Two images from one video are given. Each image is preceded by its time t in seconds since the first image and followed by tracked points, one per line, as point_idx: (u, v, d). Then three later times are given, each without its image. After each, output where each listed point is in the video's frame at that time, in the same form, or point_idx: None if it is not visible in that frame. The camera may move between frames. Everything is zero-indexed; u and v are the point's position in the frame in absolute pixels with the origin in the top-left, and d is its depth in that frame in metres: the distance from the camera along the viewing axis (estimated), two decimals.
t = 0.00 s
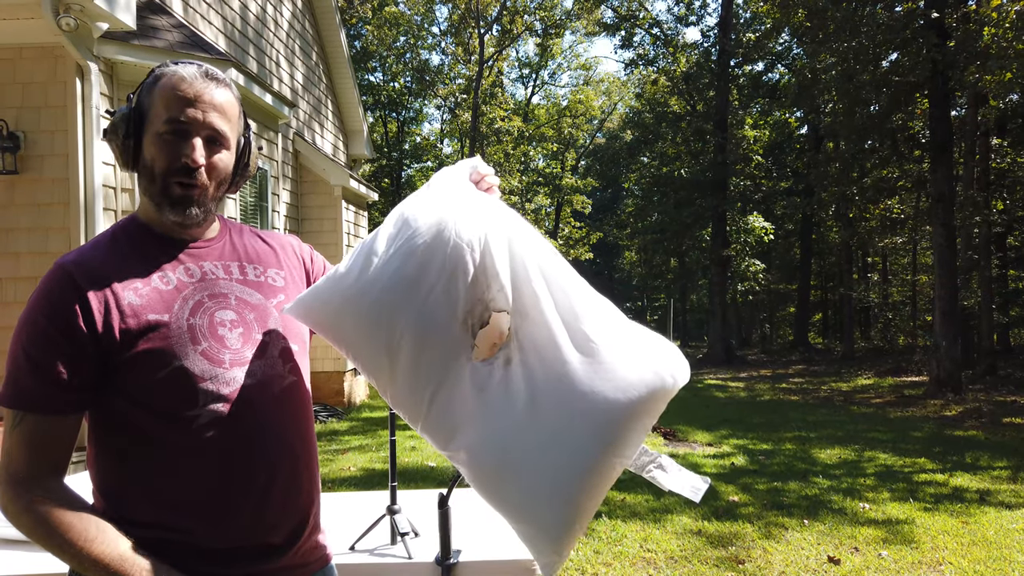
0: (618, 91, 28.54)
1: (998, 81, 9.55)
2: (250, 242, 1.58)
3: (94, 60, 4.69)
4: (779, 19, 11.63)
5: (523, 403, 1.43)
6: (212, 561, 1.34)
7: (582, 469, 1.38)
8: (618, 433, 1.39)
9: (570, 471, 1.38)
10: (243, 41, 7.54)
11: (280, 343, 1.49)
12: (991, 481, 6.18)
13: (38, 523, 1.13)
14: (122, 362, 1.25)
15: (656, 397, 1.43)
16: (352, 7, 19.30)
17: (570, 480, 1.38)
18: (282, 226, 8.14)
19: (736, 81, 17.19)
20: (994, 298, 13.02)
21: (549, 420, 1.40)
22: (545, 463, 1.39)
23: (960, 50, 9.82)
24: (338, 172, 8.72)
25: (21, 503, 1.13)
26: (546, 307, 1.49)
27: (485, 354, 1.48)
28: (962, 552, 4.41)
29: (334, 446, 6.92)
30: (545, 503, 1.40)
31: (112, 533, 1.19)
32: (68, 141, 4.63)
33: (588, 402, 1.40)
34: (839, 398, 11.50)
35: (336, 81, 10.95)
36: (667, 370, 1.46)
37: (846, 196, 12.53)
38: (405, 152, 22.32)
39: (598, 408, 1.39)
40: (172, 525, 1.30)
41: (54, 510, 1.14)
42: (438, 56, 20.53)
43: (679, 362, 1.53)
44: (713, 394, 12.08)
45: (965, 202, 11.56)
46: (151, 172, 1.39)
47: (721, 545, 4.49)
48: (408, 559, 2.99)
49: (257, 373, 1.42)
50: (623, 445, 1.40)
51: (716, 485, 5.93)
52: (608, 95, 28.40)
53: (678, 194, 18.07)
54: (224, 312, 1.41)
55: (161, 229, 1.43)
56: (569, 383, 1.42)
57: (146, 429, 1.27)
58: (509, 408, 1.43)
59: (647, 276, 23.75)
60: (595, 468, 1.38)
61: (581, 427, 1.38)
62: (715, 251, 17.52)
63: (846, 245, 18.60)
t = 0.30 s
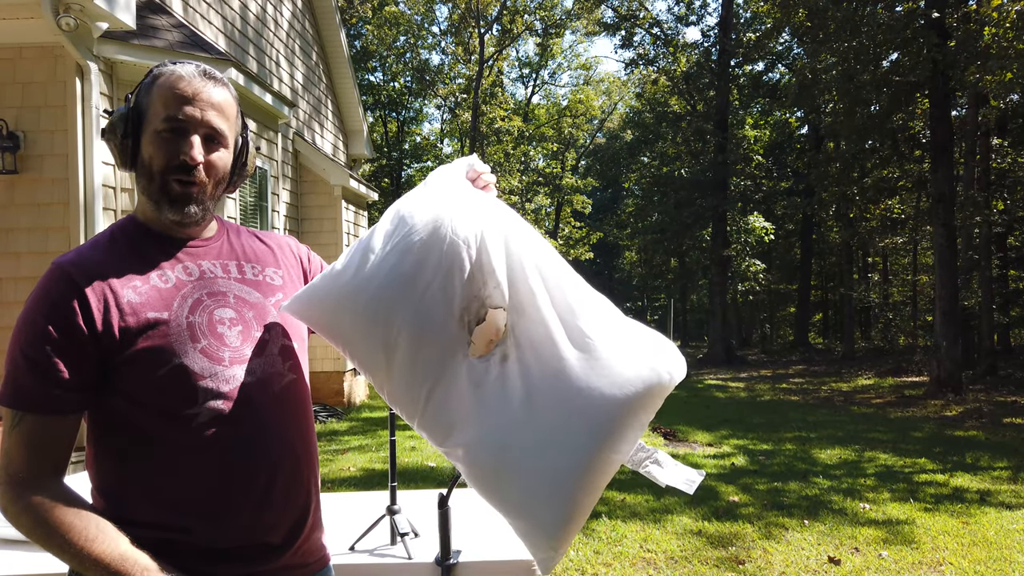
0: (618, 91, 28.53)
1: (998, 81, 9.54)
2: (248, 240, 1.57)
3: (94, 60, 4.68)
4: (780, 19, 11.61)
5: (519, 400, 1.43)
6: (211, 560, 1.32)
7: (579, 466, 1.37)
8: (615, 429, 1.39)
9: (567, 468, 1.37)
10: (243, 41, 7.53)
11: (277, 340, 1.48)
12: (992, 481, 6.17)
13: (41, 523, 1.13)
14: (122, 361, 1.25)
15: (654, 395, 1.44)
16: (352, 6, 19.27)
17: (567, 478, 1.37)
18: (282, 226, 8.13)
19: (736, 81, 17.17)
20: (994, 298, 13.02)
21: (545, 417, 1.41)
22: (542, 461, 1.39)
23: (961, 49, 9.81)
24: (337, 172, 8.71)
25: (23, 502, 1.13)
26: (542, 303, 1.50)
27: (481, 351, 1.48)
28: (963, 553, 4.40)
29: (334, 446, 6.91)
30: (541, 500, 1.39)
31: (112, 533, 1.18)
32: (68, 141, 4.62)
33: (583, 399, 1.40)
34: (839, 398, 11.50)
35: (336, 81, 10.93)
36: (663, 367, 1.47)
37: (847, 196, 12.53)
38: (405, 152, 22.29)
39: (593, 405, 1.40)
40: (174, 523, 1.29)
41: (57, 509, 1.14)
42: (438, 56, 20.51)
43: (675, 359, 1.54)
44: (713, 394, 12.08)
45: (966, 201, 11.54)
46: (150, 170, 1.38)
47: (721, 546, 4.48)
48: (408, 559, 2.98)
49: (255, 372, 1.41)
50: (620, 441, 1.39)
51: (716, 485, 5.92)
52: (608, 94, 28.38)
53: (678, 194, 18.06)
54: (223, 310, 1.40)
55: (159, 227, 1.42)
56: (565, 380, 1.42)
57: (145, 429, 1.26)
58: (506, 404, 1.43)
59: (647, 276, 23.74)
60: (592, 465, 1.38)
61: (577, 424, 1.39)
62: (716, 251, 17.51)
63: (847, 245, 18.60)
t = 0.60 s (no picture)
0: (618, 91, 28.55)
1: (998, 81, 9.55)
2: (246, 242, 1.57)
3: (94, 59, 4.68)
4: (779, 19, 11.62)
5: (516, 400, 1.43)
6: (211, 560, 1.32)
7: (576, 467, 1.37)
8: (613, 429, 1.39)
9: (564, 469, 1.37)
10: (243, 41, 7.53)
11: (276, 341, 1.48)
12: (992, 481, 6.17)
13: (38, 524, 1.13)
14: (120, 362, 1.25)
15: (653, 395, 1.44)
16: (352, 6, 19.28)
17: (564, 479, 1.38)
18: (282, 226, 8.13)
19: (736, 81, 17.17)
20: (994, 298, 13.02)
21: (542, 417, 1.41)
22: (539, 461, 1.39)
23: (961, 49, 9.82)
24: (338, 172, 8.72)
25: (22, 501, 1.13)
26: (539, 303, 1.51)
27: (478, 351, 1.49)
28: (962, 553, 4.40)
29: (334, 446, 6.92)
30: (538, 500, 1.39)
31: (112, 536, 1.17)
32: (68, 140, 4.62)
33: (581, 399, 1.41)
34: (839, 398, 11.50)
35: (336, 81, 10.93)
36: (661, 366, 1.48)
37: (847, 196, 12.55)
38: (405, 152, 22.30)
39: (590, 404, 1.40)
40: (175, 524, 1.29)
41: (54, 509, 1.14)
42: (438, 56, 20.51)
43: (673, 361, 1.55)
44: (713, 394, 12.08)
45: (966, 201, 11.55)
46: (151, 171, 1.38)
47: (721, 546, 4.48)
48: (408, 560, 2.97)
49: (253, 371, 1.42)
50: (618, 441, 1.40)
51: (715, 485, 5.93)
52: (608, 95, 28.39)
53: (678, 194, 18.07)
54: (222, 311, 1.40)
55: (158, 227, 1.41)
56: (563, 381, 1.43)
57: (145, 429, 1.26)
58: (502, 404, 1.43)
59: (647, 276, 23.74)
60: (589, 465, 1.38)
61: (575, 425, 1.39)
62: (715, 251, 17.53)
63: (846, 245, 18.60)
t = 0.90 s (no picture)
0: (619, 91, 28.56)
1: (998, 82, 9.54)
2: (244, 241, 1.56)
3: (94, 59, 4.67)
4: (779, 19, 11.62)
5: (504, 395, 1.44)
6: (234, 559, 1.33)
7: (563, 460, 1.38)
8: (602, 423, 1.40)
9: (551, 463, 1.38)
10: (243, 41, 7.53)
11: (278, 343, 1.49)
12: (991, 481, 6.17)
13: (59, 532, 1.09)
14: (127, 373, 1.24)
15: (645, 389, 1.43)
16: (352, 6, 19.28)
17: (550, 473, 1.38)
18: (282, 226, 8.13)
19: (736, 81, 17.17)
20: (994, 298, 13.02)
21: (528, 412, 1.41)
22: (524, 455, 1.39)
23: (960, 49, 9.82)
24: (338, 172, 8.71)
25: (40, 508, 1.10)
26: (528, 299, 1.52)
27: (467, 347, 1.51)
28: (962, 553, 4.40)
29: (334, 446, 6.92)
30: (524, 495, 1.39)
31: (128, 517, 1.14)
32: (68, 140, 4.62)
33: (568, 393, 1.41)
34: (839, 398, 11.51)
35: (336, 81, 10.93)
36: (653, 355, 1.46)
37: (847, 196, 12.57)
38: (405, 152, 22.34)
39: (577, 397, 1.41)
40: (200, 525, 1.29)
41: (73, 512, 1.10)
42: (438, 56, 20.49)
43: (670, 353, 1.53)
44: (713, 394, 12.08)
45: (966, 202, 11.55)
46: (181, 194, 1.35)
47: (721, 546, 4.48)
48: (407, 560, 2.98)
49: (259, 377, 1.42)
50: (605, 434, 1.40)
51: (715, 485, 5.93)
52: (608, 94, 28.39)
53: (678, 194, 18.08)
54: (225, 317, 1.40)
55: (155, 233, 1.38)
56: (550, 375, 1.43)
57: (149, 437, 1.26)
58: (489, 399, 1.44)
59: (647, 276, 23.73)
60: (577, 458, 1.38)
61: (561, 419, 1.40)
62: (715, 251, 17.55)
63: (846, 245, 18.59)
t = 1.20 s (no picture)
0: (619, 91, 28.56)
1: (998, 82, 9.52)
2: (241, 239, 1.56)
3: (94, 58, 4.66)
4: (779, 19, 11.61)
5: (495, 405, 1.50)
6: (251, 557, 1.40)
7: (551, 473, 1.45)
8: (591, 435, 1.46)
9: (540, 475, 1.45)
10: (243, 41, 7.53)
11: (287, 344, 1.51)
12: (991, 481, 6.16)
13: (158, 509, 1.12)
14: (159, 379, 1.23)
15: (633, 403, 1.49)
16: (352, 6, 19.26)
17: (538, 482, 1.45)
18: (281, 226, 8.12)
19: (737, 82, 17.16)
20: (994, 298, 13.01)
21: (519, 426, 1.48)
22: (515, 465, 1.47)
23: (959, 49, 9.81)
24: (338, 172, 8.71)
25: (131, 505, 1.11)
26: (521, 311, 1.55)
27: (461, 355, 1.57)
28: (962, 553, 4.39)
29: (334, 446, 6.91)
30: (513, 504, 1.47)
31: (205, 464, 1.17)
32: (68, 141, 4.62)
33: (557, 408, 1.48)
34: (839, 398, 11.50)
35: (336, 81, 10.93)
36: (644, 369, 1.51)
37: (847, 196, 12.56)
38: (405, 152, 22.32)
39: (568, 412, 1.47)
40: (220, 527, 1.37)
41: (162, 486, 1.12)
42: (438, 56, 20.47)
43: (661, 366, 1.58)
44: (713, 394, 12.08)
45: (966, 202, 11.55)
46: (181, 208, 1.32)
47: (720, 546, 4.48)
48: (407, 559, 2.98)
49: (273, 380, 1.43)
50: (594, 447, 1.46)
51: (715, 485, 5.92)
52: (608, 94, 28.39)
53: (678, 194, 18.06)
54: (237, 322, 1.40)
55: (156, 240, 1.35)
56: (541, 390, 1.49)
57: (174, 441, 1.25)
58: (481, 411, 1.50)
59: (647, 276, 23.73)
60: (565, 471, 1.45)
61: (550, 434, 1.46)
62: (715, 251, 17.56)
63: (846, 245, 18.58)
